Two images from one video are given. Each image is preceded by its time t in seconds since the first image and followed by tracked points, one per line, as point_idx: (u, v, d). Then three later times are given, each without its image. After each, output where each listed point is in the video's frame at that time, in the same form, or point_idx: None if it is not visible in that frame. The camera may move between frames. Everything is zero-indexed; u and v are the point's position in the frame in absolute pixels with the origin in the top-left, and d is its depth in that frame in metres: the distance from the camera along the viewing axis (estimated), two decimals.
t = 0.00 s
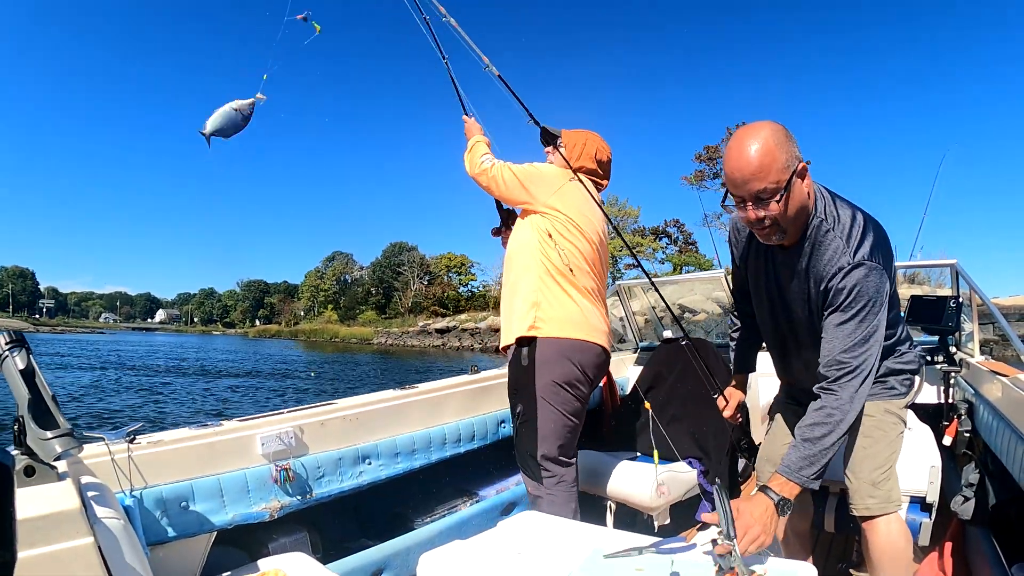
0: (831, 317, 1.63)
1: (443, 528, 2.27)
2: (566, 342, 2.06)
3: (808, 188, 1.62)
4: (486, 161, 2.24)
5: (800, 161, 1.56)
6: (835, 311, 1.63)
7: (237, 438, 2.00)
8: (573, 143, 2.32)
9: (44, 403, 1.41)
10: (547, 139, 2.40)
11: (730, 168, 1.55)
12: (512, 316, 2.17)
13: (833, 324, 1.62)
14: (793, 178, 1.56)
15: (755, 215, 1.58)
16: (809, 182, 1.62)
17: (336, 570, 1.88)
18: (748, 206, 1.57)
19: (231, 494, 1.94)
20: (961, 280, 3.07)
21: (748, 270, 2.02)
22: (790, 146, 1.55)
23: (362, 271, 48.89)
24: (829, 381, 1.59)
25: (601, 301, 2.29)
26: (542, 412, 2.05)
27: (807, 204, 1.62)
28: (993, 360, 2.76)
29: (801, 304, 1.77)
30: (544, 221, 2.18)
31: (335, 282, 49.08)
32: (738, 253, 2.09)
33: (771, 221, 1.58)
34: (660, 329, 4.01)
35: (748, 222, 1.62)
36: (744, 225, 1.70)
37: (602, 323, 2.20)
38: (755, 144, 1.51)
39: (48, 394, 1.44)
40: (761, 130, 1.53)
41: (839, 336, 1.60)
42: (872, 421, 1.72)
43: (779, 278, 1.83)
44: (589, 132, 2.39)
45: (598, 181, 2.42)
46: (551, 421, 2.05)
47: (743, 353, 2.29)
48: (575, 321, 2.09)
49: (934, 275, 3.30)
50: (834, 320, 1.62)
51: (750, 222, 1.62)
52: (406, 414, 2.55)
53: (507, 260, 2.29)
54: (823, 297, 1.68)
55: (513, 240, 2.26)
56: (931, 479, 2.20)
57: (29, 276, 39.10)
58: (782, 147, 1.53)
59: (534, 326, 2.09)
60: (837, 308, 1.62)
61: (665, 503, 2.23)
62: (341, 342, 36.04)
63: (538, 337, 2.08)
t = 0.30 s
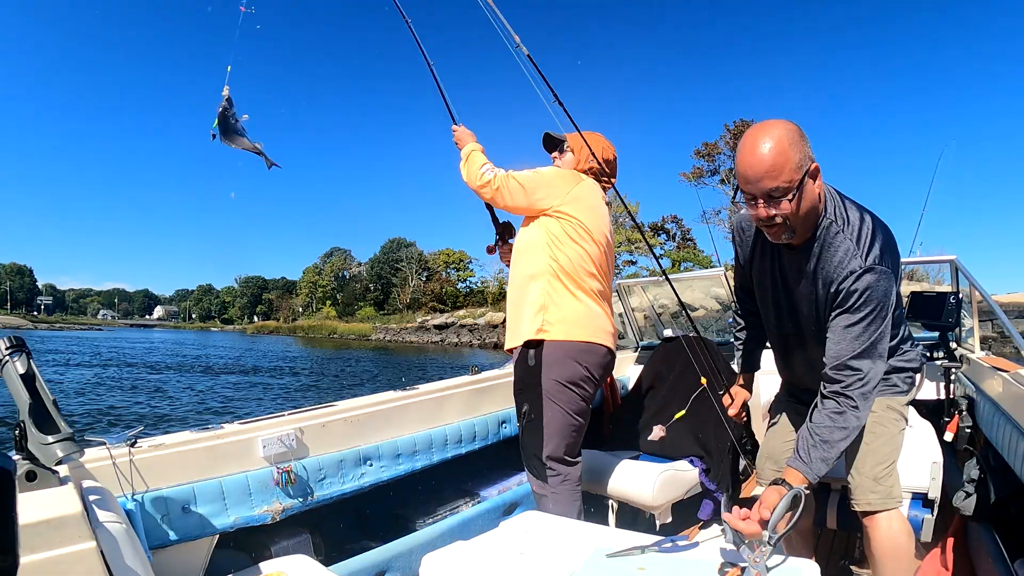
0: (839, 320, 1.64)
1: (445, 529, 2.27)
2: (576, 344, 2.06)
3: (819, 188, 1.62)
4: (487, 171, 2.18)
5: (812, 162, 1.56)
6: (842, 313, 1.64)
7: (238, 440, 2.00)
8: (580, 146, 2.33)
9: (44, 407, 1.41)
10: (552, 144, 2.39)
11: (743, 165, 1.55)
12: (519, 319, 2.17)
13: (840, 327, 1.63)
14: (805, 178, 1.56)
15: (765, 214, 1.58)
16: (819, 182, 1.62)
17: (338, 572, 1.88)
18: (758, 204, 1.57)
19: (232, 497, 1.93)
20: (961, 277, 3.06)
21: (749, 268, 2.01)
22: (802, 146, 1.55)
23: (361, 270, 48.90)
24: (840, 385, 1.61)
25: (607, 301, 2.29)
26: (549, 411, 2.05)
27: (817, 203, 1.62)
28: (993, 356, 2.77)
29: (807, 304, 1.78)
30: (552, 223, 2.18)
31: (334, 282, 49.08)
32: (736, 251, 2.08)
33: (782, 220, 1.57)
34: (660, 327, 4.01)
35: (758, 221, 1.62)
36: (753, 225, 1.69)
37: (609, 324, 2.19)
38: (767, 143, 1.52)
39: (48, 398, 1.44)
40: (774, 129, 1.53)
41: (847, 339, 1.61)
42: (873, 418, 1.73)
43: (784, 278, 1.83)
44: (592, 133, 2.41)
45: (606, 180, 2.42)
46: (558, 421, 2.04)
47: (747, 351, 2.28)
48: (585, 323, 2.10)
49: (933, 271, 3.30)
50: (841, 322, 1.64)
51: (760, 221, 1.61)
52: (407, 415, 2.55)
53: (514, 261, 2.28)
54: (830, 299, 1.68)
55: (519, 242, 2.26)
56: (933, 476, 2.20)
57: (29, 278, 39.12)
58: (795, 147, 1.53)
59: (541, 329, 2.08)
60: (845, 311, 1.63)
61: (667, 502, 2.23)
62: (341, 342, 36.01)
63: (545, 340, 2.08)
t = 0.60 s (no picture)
0: (845, 304, 1.65)
1: (447, 529, 2.27)
2: (587, 345, 2.08)
3: (834, 176, 1.61)
4: (489, 192, 2.18)
5: (829, 149, 1.55)
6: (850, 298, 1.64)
7: (239, 443, 2.00)
8: (574, 151, 2.30)
9: (45, 411, 1.41)
10: (543, 150, 2.36)
11: (759, 145, 1.55)
12: (528, 322, 2.16)
13: (844, 312, 1.64)
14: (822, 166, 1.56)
15: (776, 194, 1.58)
16: (835, 170, 1.61)
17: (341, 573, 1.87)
18: (769, 183, 1.57)
19: (234, 499, 1.93)
20: (961, 274, 3.06)
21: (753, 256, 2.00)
22: (821, 132, 1.54)
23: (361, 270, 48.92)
24: (840, 368, 1.62)
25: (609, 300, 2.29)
26: (555, 410, 2.05)
27: (829, 192, 1.61)
28: (993, 352, 2.77)
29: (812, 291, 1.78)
30: (558, 227, 2.17)
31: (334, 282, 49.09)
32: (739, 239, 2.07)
33: (792, 202, 1.58)
34: (660, 326, 4.01)
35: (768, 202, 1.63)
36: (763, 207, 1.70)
37: (611, 322, 2.19)
38: (785, 123, 1.52)
39: (49, 402, 1.43)
40: (794, 110, 1.53)
41: (851, 322, 1.62)
42: (876, 412, 1.73)
43: (790, 266, 1.82)
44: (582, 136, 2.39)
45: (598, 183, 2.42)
46: (564, 420, 2.05)
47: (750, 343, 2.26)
48: (594, 324, 2.11)
49: (931, 269, 3.30)
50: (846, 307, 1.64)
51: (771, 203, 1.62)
52: (408, 416, 2.54)
53: (519, 261, 2.27)
54: (839, 284, 1.68)
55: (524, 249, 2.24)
56: (934, 473, 2.20)
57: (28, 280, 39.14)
58: (814, 132, 1.52)
59: (551, 334, 2.08)
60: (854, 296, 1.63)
61: (670, 500, 2.23)
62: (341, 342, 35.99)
63: (555, 344, 2.07)
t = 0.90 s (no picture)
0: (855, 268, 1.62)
1: (447, 529, 2.27)
2: (604, 346, 2.11)
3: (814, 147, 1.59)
4: (500, 210, 2.07)
5: (811, 114, 1.55)
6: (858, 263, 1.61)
7: (239, 442, 2.00)
8: (570, 151, 2.27)
9: (45, 411, 1.41)
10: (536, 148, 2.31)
11: (755, 94, 1.62)
12: (545, 328, 2.14)
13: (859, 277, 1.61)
14: (793, 126, 1.56)
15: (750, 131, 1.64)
16: (818, 144, 1.60)
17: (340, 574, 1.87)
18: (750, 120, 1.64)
19: (234, 499, 1.93)
20: (962, 274, 3.06)
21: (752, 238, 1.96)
22: (812, 99, 1.55)
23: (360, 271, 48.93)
24: (866, 329, 1.60)
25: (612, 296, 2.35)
26: (576, 408, 2.07)
27: (805, 157, 1.60)
28: (993, 352, 2.77)
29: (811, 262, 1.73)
30: (567, 232, 2.18)
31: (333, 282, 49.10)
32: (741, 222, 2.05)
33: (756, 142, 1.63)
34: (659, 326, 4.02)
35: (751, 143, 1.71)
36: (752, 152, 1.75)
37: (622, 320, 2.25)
38: (784, 76, 1.58)
39: (49, 401, 1.43)
40: (802, 73, 1.57)
41: (871, 286, 1.59)
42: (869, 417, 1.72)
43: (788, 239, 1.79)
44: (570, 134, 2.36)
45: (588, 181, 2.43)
46: (584, 417, 2.07)
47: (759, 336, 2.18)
48: (609, 321, 2.15)
49: (930, 269, 3.30)
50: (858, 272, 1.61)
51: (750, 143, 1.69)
52: (408, 416, 2.55)
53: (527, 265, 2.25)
54: (844, 250, 1.65)
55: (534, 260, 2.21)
56: (934, 473, 2.20)
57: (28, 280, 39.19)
58: (801, 94, 1.55)
59: (573, 338, 2.08)
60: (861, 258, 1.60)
61: (670, 500, 2.24)
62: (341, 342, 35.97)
63: (577, 347, 2.08)
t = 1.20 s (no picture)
0: (888, 200, 1.55)
1: (445, 529, 2.27)
2: (620, 351, 2.13)
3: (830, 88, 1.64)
4: (512, 230, 2.07)
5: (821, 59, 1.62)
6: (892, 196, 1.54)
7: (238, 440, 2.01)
8: (573, 145, 2.22)
9: (45, 407, 1.41)
10: (539, 139, 2.25)
11: (765, 55, 1.70)
12: (561, 338, 2.12)
13: (898, 208, 1.53)
14: (809, 68, 1.63)
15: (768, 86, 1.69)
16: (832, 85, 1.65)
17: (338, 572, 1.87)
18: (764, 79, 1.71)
19: (232, 497, 1.93)
20: (961, 277, 3.05)
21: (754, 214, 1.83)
22: (818, 44, 1.63)
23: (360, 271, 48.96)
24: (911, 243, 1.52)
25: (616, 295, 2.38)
26: (598, 412, 2.10)
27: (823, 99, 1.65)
28: (992, 356, 2.77)
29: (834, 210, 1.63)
30: (581, 235, 2.16)
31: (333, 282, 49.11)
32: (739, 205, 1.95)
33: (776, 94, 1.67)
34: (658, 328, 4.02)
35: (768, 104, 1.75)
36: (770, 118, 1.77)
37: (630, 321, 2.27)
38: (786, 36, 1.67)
39: (48, 398, 1.43)
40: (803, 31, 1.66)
41: (908, 207, 1.52)
42: (888, 429, 1.67)
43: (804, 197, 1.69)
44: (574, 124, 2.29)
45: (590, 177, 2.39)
46: (603, 421, 2.11)
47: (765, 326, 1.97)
48: (621, 326, 2.16)
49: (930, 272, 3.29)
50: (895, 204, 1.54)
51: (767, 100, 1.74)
52: (407, 415, 2.54)
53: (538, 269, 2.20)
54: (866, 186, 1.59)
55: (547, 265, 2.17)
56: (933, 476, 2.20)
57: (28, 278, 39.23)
58: (808, 41, 1.62)
59: (592, 347, 2.08)
60: (893, 187, 1.53)
61: (668, 501, 2.24)
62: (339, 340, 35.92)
63: (595, 356, 2.08)
